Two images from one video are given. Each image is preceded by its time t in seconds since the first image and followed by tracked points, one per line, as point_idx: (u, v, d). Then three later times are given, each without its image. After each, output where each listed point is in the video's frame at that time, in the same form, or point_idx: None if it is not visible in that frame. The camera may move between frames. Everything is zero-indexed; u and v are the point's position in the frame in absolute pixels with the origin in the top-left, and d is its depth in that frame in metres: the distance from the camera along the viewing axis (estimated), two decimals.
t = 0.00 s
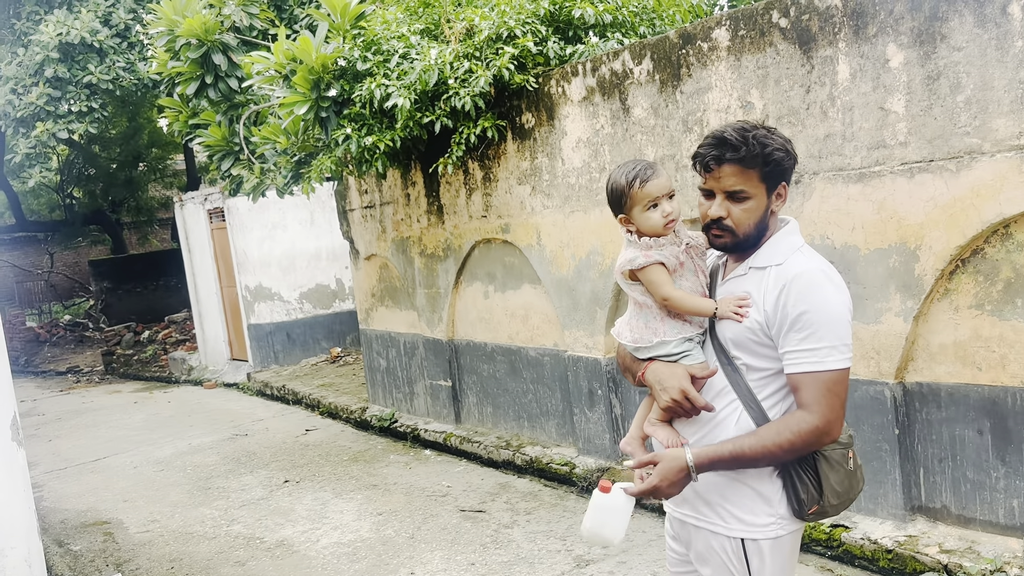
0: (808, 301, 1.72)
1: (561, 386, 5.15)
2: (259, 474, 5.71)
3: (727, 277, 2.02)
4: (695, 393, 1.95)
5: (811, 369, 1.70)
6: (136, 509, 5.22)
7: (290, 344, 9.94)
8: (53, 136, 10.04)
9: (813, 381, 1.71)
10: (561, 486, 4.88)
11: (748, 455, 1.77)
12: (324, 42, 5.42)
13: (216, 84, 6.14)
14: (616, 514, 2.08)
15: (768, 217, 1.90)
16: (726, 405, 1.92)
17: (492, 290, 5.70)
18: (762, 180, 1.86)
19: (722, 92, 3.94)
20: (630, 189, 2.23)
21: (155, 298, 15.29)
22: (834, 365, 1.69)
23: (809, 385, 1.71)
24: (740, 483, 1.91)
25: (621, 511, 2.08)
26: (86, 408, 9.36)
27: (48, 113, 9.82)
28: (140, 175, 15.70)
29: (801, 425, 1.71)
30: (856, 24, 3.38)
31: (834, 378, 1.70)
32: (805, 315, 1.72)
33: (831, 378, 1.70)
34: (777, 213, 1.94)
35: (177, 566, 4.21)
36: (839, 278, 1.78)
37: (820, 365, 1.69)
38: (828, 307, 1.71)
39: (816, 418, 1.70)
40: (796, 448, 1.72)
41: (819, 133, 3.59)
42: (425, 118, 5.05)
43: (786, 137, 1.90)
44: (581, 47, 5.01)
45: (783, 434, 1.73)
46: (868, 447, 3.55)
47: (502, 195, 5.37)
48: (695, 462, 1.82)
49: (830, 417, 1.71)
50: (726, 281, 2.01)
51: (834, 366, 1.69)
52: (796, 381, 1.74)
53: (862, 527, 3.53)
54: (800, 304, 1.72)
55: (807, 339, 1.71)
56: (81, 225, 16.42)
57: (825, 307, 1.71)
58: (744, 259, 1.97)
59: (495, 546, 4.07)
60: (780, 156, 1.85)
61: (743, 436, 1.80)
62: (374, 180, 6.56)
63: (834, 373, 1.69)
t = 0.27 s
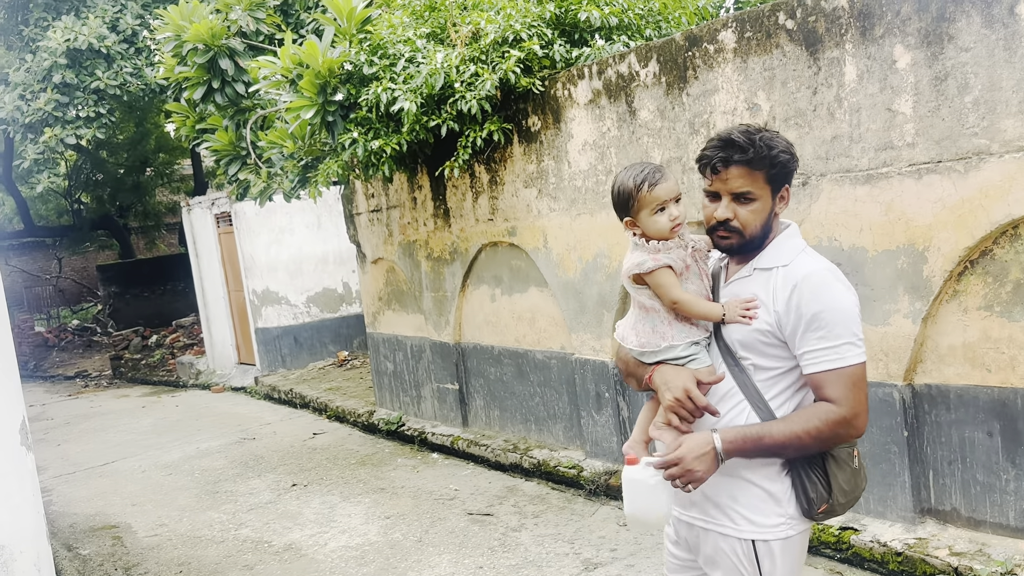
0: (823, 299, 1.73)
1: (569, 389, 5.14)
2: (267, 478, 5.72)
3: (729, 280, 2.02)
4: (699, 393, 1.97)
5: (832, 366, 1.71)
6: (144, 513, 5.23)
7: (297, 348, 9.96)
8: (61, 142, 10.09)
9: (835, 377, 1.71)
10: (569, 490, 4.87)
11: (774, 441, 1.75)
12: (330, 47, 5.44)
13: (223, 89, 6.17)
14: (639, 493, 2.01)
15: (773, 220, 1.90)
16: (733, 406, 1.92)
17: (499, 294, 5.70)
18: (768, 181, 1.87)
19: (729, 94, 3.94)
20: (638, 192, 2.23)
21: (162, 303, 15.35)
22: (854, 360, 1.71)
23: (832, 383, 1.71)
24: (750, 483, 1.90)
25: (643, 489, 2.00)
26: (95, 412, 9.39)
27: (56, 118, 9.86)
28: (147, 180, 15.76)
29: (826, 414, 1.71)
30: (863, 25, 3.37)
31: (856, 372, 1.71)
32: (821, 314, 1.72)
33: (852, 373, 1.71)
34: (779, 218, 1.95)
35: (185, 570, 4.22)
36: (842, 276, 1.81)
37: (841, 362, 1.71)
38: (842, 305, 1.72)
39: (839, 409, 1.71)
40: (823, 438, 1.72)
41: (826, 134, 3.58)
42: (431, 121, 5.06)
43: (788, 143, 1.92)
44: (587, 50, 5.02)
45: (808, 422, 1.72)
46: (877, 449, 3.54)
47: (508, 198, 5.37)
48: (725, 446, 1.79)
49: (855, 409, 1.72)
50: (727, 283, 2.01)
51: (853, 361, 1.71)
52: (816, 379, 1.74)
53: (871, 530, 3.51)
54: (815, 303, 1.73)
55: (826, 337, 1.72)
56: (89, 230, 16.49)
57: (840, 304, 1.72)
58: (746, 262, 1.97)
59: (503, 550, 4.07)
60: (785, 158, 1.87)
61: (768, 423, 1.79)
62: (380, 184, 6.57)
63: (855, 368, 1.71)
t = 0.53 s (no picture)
0: (827, 297, 1.75)
1: (575, 392, 5.14)
2: (273, 482, 5.73)
3: (717, 287, 2.00)
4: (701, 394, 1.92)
5: (841, 361, 1.73)
6: (151, 517, 5.25)
7: (304, 351, 9.97)
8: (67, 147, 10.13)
9: (846, 370, 1.73)
10: (575, 493, 4.86)
11: (795, 427, 1.73)
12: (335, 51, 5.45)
13: (229, 92, 6.21)
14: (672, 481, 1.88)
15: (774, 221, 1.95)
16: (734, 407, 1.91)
17: (505, 297, 5.70)
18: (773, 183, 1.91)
19: (734, 97, 3.93)
20: (637, 195, 2.22)
21: (169, 307, 15.40)
22: (861, 353, 1.74)
23: (843, 377, 1.73)
24: (750, 484, 1.89)
25: (677, 475, 1.87)
26: (102, 416, 9.42)
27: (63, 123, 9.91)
28: (154, 184, 15.82)
29: (841, 403, 1.72)
30: (868, 27, 3.36)
31: (863, 365, 1.74)
32: (828, 311, 1.73)
33: (860, 366, 1.73)
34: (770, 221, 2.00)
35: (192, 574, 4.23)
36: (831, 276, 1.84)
37: (850, 356, 1.73)
38: (844, 301, 1.75)
39: (853, 400, 1.72)
40: (837, 427, 1.72)
41: (832, 137, 3.57)
42: (436, 125, 5.06)
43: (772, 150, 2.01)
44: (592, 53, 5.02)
45: (825, 410, 1.72)
46: (885, 452, 3.52)
47: (513, 201, 5.37)
48: (754, 433, 1.74)
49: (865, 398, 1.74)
50: (717, 285, 2.01)
51: (860, 355, 1.73)
52: (826, 374, 1.75)
53: (879, 534, 3.50)
54: (821, 301, 1.74)
55: (834, 333, 1.74)
56: (96, 234, 16.56)
57: (843, 300, 1.75)
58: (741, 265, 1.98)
59: (509, 554, 4.06)
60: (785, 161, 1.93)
61: (786, 411, 1.77)
62: (386, 188, 6.58)
63: (861, 361, 1.73)
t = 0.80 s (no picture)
0: (809, 295, 1.81)
1: (578, 395, 5.13)
2: (277, 485, 5.74)
3: (699, 289, 2.04)
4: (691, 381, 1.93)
5: (823, 357, 1.80)
6: (155, 520, 5.25)
7: (308, 354, 9.98)
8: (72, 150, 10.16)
9: (827, 365, 1.80)
10: (579, 496, 4.85)
11: (785, 418, 1.78)
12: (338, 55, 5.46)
13: (233, 97, 6.20)
14: (669, 456, 1.84)
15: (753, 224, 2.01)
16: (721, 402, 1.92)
17: (508, 300, 5.70)
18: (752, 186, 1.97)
19: (737, 99, 3.93)
20: (625, 203, 2.21)
21: (174, 310, 15.42)
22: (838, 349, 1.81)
23: (824, 371, 1.80)
24: (743, 479, 1.89)
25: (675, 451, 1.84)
26: (106, 419, 9.44)
27: (67, 127, 9.94)
28: (158, 187, 15.87)
29: (825, 397, 1.79)
30: (872, 30, 3.36)
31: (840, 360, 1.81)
32: (811, 309, 1.80)
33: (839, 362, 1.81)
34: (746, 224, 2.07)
35: None
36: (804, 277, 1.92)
37: (829, 351, 1.80)
38: (823, 300, 1.82)
39: (834, 393, 1.79)
40: (821, 419, 1.79)
41: (835, 139, 3.57)
42: (439, 128, 5.06)
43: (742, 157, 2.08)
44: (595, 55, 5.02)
45: (811, 403, 1.79)
46: (889, 455, 3.52)
47: (517, 204, 5.37)
48: (751, 419, 1.79)
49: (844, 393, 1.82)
50: (701, 288, 2.03)
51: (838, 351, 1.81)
52: (808, 370, 1.81)
53: (884, 537, 3.49)
54: (804, 300, 1.80)
55: (816, 330, 1.80)
56: (101, 237, 16.60)
57: (822, 299, 1.82)
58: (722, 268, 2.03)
59: (513, 557, 4.06)
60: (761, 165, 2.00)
61: (775, 403, 1.82)
62: (389, 191, 6.59)
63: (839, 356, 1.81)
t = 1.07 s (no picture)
0: (785, 298, 1.84)
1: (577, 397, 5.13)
2: (276, 488, 5.73)
3: (679, 294, 2.04)
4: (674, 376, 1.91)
5: (799, 357, 1.83)
6: (154, 522, 5.25)
7: (307, 356, 9.98)
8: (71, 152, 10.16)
9: (802, 365, 1.83)
10: (578, 498, 4.85)
11: (766, 419, 1.81)
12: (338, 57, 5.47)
13: (232, 99, 6.20)
14: (660, 454, 1.84)
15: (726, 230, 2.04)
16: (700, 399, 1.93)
17: (507, 302, 5.71)
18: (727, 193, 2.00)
19: (736, 102, 3.94)
20: (610, 206, 2.18)
21: (173, 312, 15.42)
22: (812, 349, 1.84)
23: (799, 371, 1.83)
24: (731, 476, 1.90)
25: (667, 448, 1.83)
26: (105, 422, 9.43)
27: (67, 129, 9.94)
28: (157, 189, 15.87)
29: (801, 396, 1.82)
30: (870, 32, 3.36)
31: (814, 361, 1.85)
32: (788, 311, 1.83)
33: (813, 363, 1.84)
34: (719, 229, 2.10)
35: None
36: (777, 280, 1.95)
37: (804, 352, 1.83)
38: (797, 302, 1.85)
39: (808, 392, 1.83)
40: (799, 418, 1.83)
41: (834, 142, 3.57)
42: (439, 130, 5.07)
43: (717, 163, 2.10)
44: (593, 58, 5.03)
45: (788, 402, 1.82)
46: (888, 458, 3.52)
47: (516, 206, 5.37)
48: (735, 421, 1.81)
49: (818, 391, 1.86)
50: (681, 292, 2.03)
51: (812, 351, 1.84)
52: (785, 370, 1.84)
53: (882, 539, 3.49)
54: (781, 302, 1.83)
55: (791, 332, 1.83)
56: (100, 240, 16.60)
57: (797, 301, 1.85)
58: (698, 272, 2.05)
59: (512, 560, 4.06)
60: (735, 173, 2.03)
61: (754, 404, 1.85)
62: (389, 193, 6.59)
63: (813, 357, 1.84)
